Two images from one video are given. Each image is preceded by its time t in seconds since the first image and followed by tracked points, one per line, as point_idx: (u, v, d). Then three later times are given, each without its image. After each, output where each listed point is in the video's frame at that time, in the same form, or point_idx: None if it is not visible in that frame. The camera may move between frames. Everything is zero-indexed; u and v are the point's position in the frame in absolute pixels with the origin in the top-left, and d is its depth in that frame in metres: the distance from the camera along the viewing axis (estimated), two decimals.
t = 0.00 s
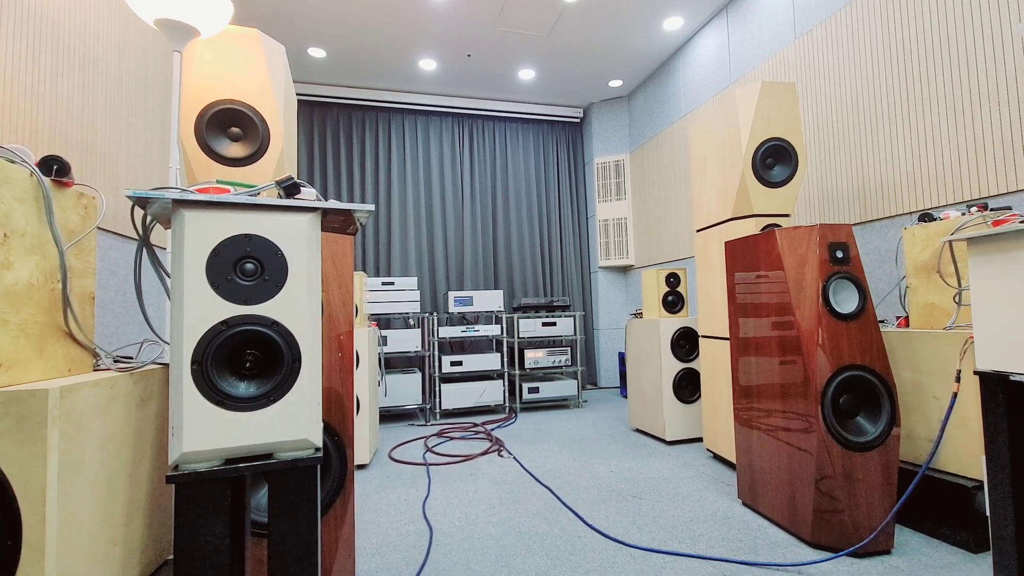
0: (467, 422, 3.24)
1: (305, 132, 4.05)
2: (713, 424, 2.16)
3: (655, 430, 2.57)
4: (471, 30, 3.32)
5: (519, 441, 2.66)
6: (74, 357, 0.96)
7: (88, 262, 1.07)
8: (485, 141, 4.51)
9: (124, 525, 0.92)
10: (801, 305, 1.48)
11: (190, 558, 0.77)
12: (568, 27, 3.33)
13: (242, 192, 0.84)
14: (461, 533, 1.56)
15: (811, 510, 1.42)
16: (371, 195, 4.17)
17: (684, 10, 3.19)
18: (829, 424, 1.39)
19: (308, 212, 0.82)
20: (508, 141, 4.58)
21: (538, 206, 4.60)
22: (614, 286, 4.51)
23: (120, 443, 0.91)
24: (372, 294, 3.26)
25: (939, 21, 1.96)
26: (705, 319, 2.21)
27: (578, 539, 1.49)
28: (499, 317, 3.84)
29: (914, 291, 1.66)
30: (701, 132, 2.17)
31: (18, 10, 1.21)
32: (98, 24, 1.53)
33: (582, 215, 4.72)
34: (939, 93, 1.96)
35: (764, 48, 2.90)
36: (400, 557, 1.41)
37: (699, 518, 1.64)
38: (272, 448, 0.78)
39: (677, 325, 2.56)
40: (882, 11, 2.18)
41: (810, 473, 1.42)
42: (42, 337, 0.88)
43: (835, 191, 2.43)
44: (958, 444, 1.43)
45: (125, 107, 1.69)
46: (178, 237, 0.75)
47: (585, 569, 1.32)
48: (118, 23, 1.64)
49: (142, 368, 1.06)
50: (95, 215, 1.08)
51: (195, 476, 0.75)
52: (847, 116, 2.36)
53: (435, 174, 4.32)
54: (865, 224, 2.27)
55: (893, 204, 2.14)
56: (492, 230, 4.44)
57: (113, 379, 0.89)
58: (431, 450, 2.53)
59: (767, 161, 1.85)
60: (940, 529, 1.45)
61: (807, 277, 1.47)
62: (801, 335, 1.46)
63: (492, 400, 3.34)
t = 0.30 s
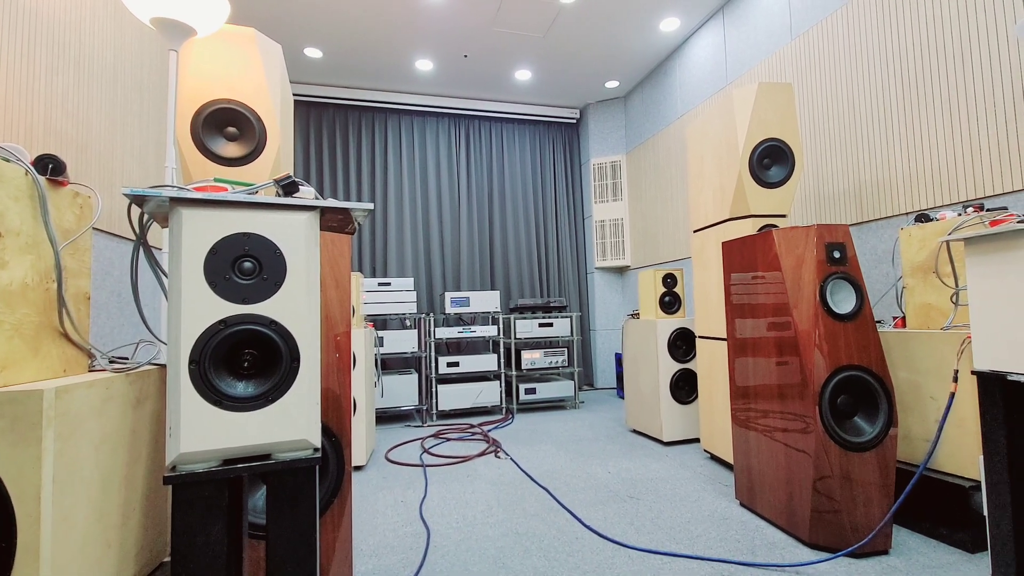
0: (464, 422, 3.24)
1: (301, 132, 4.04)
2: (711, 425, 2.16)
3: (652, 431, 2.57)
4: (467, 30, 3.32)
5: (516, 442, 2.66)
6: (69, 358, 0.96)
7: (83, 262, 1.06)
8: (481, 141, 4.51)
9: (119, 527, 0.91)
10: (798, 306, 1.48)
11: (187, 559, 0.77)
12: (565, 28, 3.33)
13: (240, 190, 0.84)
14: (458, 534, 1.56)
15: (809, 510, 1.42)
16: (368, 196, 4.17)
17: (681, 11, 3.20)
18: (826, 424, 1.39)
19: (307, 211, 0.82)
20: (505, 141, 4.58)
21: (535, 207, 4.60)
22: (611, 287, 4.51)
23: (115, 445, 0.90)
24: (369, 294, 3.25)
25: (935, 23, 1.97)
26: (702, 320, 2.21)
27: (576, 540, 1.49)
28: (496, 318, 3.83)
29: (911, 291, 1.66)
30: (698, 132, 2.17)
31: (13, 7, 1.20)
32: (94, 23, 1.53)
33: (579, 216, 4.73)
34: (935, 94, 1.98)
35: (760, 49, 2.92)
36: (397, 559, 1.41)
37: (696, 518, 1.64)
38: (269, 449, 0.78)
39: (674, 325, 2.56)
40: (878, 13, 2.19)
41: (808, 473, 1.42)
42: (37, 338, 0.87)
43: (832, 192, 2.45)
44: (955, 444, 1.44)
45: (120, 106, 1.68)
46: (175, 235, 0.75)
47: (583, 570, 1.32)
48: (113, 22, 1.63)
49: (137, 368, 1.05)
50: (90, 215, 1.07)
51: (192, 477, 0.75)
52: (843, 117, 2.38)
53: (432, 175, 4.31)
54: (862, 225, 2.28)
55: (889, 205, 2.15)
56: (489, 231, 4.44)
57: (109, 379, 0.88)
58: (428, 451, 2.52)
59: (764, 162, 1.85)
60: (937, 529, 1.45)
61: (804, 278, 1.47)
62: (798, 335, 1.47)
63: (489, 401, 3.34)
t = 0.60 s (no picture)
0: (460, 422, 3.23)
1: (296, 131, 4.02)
2: (707, 424, 2.17)
3: (649, 430, 2.58)
4: (463, 30, 3.32)
5: (513, 442, 2.66)
6: (62, 358, 0.95)
7: (76, 262, 1.05)
8: (477, 140, 4.51)
9: (114, 529, 0.90)
10: (794, 304, 1.48)
11: (181, 559, 0.76)
12: (561, 28, 3.33)
13: (235, 188, 0.83)
14: (455, 534, 1.55)
15: (805, 508, 1.42)
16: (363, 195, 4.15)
17: (676, 11, 3.21)
18: (823, 421, 1.40)
19: (303, 208, 0.81)
20: (501, 141, 4.58)
21: (531, 206, 4.60)
22: (607, 286, 4.51)
23: (109, 445, 0.89)
24: (365, 294, 3.24)
25: (929, 22, 1.99)
26: (698, 319, 2.22)
27: (574, 539, 1.49)
28: (492, 318, 3.83)
29: (906, 289, 1.67)
30: (693, 132, 2.18)
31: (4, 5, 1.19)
32: (86, 21, 1.51)
33: (575, 216, 4.73)
34: (930, 93, 1.99)
35: (756, 49, 2.93)
36: (394, 559, 1.40)
37: (693, 517, 1.64)
38: (266, 449, 0.77)
39: (670, 324, 2.56)
40: (873, 12, 2.21)
41: (804, 471, 1.42)
42: (29, 338, 0.86)
43: (827, 191, 2.46)
44: (951, 441, 1.44)
45: (113, 105, 1.67)
46: (170, 233, 0.74)
47: (581, 569, 1.32)
48: (105, 20, 1.62)
49: (132, 368, 1.04)
50: (83, 214, 1.06)
51: (188, 477, 0.74)
52: (839, 116, 2.39)
53: (427, 174, 4.30)
54: (857, 224, 2.30)
55: (885, 204, 2.17)
56: (485, 230, 4.44)
57: (103, 380, 0.87)
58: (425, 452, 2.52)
59: (760, 161, 1.86)
60: (933, 526, 1.46)
61: (801, 276, 1.48)
62: (795, 333, 1.47)
63: (486, 401, 3.33)
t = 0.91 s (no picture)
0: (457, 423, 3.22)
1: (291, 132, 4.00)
2: (705, 422, 2.17)
3: (646, 429, 2.58)
4: (457, 30, 3.32)
5: (511, 442, 2.65)
6: (53, 362, 0.93)
7: (66, 264, 1.03)
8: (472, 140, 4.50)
9: (107, 534, 0.89)
10: (790, 302, 1.49)
11: (174, 564, 0.75)
12: (556, 27, 3.33)
13: (226, 187, 0.82)
14: (453, 535, 1.55)
15: (802, 505, 1.42)
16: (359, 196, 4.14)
17: (670, 10, 3.21)
18: (819, 419, 1.40)
19: (296, 208, 0.80)
20: (496, 140, 4.57)
21: (527, 206, 4.60)
22: (604, 285, 4.52)
23: (101, 450, 0.88)
24: (361, 295, 3.23)
25: (922, 20, 2.00)
26: (695, 317, 2.22)
27: (572, 539, 1.48)
28: (488, 318, 3.82)
29: (901, 286, 1.68)
30: (688, 130, 2.18)
31: None
32: (76, 22, 1.50)
33: (571, 215, 4.73)
34: (923, 91, 2.00)
35: (750, 48, 2.94)
36: (391, 561, 1.39)
37: (691, 515, 1.64)
38: (259, 451, 0.76)
39: (666, 323, 2.56)
40: (866, 11, 2.22)
41: (801, 468, 1.43)
42: (19, 342, 0.85)
43: (822, 189, 2.47)
44: (946, 436, 1.45)
45: (104, 106, 1.65)
46: (159, 234, 0.73)
47: (579, 569, 1.31)
48: (96, 21, 1.61)
49: (124, 371, 1.03)
50: (73, 216, 1.05)
51: (180, 481, 0.73)
52: (833, 114, 2.40)
53: (423, 175, 4.30)
54: (852, 221, 2.31)
55: (879, 201, 2.18)
56: (481, 230, 4.43)
57: (94, 383, 0.86)
58: (422, 453, 2.51)
59: (755, 159, 1.86)
60: (930, 522, 1.46)
61: (796, 274, 1.48)
62: (791, 331, 1.47)
63: (483, 401, 3.33)
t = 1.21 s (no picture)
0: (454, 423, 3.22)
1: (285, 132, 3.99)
2: (701, 421, 2.17)
3: (643, 428, 2.58)
4: (452, 29, 3.31)
5: (507, 442, 2.65)
6: (44, 364, 0.92)
7: (57, 265, 1.02)
8: (468, 140, 4.50)
9: (100, 538, 0.88)
10: (785, 300, 1.49)
11: (167, 567, 0.74)
12: (551, 27, 3.33)
13: (218, 187, 0.81)
14: (450, 536, 1.54)
15: (799, 503, 1.43)
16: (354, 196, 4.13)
17: (665, 9, 3.22)
18: (815, 417, 1.40)
19: (288, 207, 0.80)
20: (491, 140, 4.57)
21: (523, 206, 4.60)
22: (599, 285, 4.52)
23: (94, 453, 0.87)
24: (356, 296, 3.22)
25: (915, 19, 2.00)
26: (691, 316, 2.22)
27: (569, 539, 1.48)
28: (484, 318, 3.82)
29: (896, 284, 1.69)
30: (683, 129, 2.18)
31: None
32: (67, 21, 1.49)
33: (566, 215, 4.73)
34: (917, 89, 2.01)
35: (744, 47, 2.95)
36: (388, 562, 1.39)
37: (688, 514, 1.64)
38: (253, 453, 0.75)
39: (662, 323, 2.57)
40: (860, 10, 2.23)
41: (798, 466, 1.43)
42: (9, 344, 0.84)
43: (817, 187, 2.48)
44: (942, 434, 1.45)
45: (95, 106, 1.64)
46: (150, 234, 0.72)
47: (576, 569, 1.31)
48: (86, 20, 1.59)
49: (116, 373, 1.02)
50: (64, 217, 1.04)
51: (172, 484, 0.72)
52: (828, 113, 2.41)
53: (418, 175, 4.29)
54: (847, 220, 2.31)
55: (873, 200, 2.19)
56: (477, 230, 4.43)
57: (86, 386, 0.85)
58: (418, 453, 2.50)
59: (750, 158, 1.87)
60: (926, 519, 1.47)
61: (792, 272, 1.48)
62: (786, 329, 1.47)
63: (479, 401, 3.32)
